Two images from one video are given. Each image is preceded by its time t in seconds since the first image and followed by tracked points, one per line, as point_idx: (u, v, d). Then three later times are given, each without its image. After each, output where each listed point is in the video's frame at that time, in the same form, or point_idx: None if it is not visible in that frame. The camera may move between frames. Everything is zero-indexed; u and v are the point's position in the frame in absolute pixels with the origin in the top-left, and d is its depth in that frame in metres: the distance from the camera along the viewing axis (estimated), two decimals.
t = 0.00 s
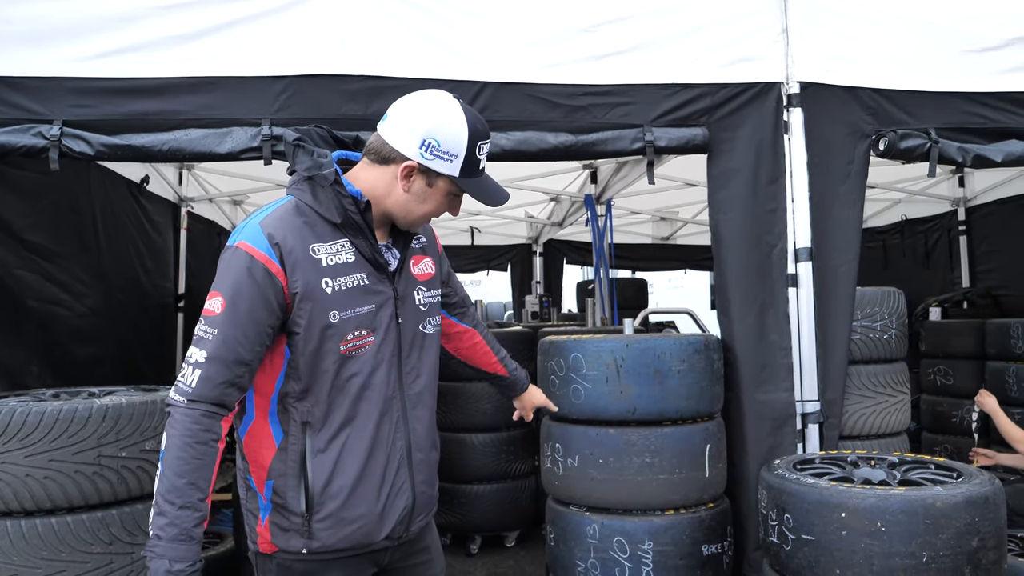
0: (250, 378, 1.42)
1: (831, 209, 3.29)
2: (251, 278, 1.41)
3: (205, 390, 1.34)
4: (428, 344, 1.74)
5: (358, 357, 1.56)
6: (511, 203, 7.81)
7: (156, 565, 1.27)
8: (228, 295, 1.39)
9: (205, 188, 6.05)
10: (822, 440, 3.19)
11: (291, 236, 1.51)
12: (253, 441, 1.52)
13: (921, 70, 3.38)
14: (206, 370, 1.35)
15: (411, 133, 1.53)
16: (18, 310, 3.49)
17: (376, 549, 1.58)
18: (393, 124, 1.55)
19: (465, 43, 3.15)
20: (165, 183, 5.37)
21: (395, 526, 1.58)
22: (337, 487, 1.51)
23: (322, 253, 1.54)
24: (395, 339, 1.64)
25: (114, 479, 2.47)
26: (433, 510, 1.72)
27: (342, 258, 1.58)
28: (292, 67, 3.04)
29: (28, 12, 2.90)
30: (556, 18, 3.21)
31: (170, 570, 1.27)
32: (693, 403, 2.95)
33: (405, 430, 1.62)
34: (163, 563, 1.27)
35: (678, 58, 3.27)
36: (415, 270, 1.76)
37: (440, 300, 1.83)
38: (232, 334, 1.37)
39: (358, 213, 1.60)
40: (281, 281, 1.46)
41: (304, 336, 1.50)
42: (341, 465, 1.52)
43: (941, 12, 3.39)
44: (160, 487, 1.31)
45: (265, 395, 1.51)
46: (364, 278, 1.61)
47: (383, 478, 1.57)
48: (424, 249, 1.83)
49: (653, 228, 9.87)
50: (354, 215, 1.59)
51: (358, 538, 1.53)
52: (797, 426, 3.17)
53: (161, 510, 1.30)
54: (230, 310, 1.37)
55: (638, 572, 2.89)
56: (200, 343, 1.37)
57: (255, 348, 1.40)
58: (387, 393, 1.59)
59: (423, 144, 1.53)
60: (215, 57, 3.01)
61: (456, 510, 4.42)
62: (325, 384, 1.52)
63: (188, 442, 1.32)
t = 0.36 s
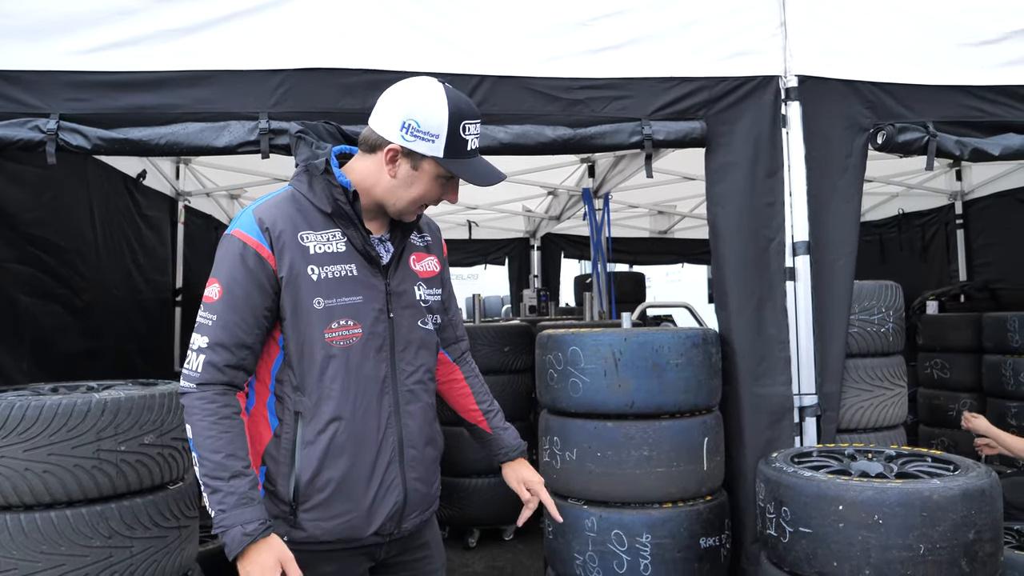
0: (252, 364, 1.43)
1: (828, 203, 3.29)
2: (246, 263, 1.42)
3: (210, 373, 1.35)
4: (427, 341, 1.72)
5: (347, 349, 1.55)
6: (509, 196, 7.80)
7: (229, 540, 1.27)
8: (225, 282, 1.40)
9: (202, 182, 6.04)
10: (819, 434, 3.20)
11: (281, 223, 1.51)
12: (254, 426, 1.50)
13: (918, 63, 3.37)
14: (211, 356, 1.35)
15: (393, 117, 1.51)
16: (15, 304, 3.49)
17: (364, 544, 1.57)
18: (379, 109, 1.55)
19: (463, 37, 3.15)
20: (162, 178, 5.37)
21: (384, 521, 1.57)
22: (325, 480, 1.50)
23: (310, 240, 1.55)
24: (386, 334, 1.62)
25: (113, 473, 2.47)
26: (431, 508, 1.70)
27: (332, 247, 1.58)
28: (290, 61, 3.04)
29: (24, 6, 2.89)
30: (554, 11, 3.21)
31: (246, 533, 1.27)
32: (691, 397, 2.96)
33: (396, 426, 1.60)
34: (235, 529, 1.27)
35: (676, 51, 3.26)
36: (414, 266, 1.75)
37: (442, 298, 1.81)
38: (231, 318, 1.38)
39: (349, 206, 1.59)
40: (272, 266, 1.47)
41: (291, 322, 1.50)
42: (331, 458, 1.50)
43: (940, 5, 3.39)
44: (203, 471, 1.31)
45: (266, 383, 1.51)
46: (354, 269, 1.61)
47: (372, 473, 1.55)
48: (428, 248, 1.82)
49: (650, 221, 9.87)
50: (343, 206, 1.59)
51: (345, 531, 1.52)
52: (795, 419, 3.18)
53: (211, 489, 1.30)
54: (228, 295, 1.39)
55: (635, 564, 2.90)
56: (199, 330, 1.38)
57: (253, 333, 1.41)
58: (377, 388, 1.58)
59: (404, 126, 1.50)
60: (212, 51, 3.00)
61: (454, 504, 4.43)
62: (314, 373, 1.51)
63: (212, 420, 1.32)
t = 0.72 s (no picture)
0: (242, 375, 1.43)
1: (826, 203, 3.30)
2: (230, 274, 1.42)
3: (202, 380, 1.34)
4: (424, 333, 1.72)
5: (345, 346, 1.55)
6: (508, 197, 7.81)
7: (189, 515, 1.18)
8: (211, 293, 1.40)
9: (201, 183, 6.04)
10: (818, 434, 3.21)
11: (267, 230, 1.51)
12: (255, 436, 1.53)
13: (915, 64, 3.38)
14: (197, 366, 1.35)
15: (365, 107, 1.51)
16: (14, 306, 3.50)
17: (379, 541, 1.57)
18: (351, 102, 1.55)
19: (462, 38, 3.15)
20: (161, 179, 5.38)
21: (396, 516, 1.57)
22: (332, 479, 1.51)
23: (299, 243, 1.55)
24: (383, 328, 1.62)
25: (113, 474, 2.48)
26: (442, 502, 1.71)
27: (322, 248, 1.58)
28: (289, 63, 3.04)
29: (23, 8, 2.89)
30: (552, 13, 3.21)
31: (208, 501, 1.18)
32: (690, 397, 2.96)
33: (399, 420, 1.60)
34: (195, 498, 1.19)
35: (674, 52, 3.27)
36: (406, 260, 1.76)
37: (436, 290, 1.81)
38: (217, 327, 1.37)
39: (336, 204, 1.60)
40: (258, 275, 1.46)
41: (287, 326, 1.50)
42: (336, 459, 1.51)
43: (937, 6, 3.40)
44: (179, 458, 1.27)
45: (264, 392, 1.52)
46: (347, 267, 1.61)
47: (379, 469, 1.56)
48: (417, 240, 1.82)
49: (649, 221, 9.88)
50: (330, 206, 1.59)
51: (357, 529, 1.52)
52: (794, 419, 3.19)
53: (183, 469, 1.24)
54: (214, 305, 1.39)
55: (635, 565, 2.91)
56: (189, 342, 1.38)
57: (240, 343, 1.40)
58: (376, 383, 1.58)
59: (377, 115, 1.50)
60: (210, 53, 3.00)
61: (455, 505, 4.43)
62: (316, 375, 1.51)
63: (196, 408, 1.31)
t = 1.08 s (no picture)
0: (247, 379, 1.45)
1: (826, 204, 3.30)
2: (228, 278, 1.42)
3: (210, 389, 1.37)
4: (419, 331, 1.73)
5: (343, 345, 1.56)
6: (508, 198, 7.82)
7: (266, 526, 1.27)
8: (209, 298, 1.40)
9: (201, 184, 6.04)
10: (817, 434, 3.21)
11: (262, 233, 1.51)
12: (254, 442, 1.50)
13: (914, 65, 3.39)
14: (203, 373, 1.37)
15: (338, 99, 1.52)
16: (14, 306, 3.50)
17: (385, 540, 1.57)
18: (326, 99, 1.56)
19: (462, 39, 3.16)
20: (161, 179, 5.39)
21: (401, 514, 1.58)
22: (338, 478, 1.51)
23: (294, 244, 1.55)
24: (381, 326, 1.63)
25: (114, 475, 2.48)
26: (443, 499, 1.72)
27: (317, 248, 1.58)
28: (289, 64, 3.05)
29: (25, 9, 2.89)
30: (551, 14, 3.22)
31: (278, 510, 1.28)
32: (690, 398, 2.97)
33: (399, 418, 1.61)
34: (267, 508, 1.27)
35: (674, 54, 3.28)
36: (398, 258, 1.77)
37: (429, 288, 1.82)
38: (219, 332, 1.38)
39: (330, 205, 1.59)
40: (257, 278, 1.47)
41: (285, 328, 1.50)
42: (340, 458, 1.51)
43: (936, 7, 3.40)
44: (220, 472, 1.31)
45: (263, 396, 1.51)
46: (343, 266, 1.61)
47: (382, 468, 1.56)
48: (407, 239, 1.84)
49: (649, 222, 9.88)
50: (323, 207, 1.58)
51: (363, 528, 1.52)
52: (793, 420, 3.19)
53: (235, 483, 1.30)
54: (214, 310, 1.39)
55: (635, 566, 2.91)
56: (190, 348, 1.39)
57: (245, 347, 1.42)
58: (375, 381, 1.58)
59: (351, 104, 1.51)
60: (211, 54, 3.01)
61: (455, 505, 4.43)
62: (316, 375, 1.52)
63: (219, 418, 1.35)
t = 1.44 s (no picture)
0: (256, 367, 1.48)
1: (822, 207, 3.32)
2: (230, 271, 1.45)
3: (227, 375, 1.39)
4: (410, 332, 1.69)
5: (328, 345, 1.53)
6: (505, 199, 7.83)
7: (358, 438, 1.44)
8: (214, 291, 1.43)
9: (199, 184, 6.04)
10: (814, 436, 3.23)
11: (251, 229, 1.51)
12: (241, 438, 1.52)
13: (911, 68, 3.40)
14: (219, 364, 1.39)
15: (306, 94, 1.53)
16: (11, 305, 3.50)
17: (369, 543, 1.55)
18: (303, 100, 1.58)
19: (461, 41, 3.16)
20: (159, 179, 5.38)
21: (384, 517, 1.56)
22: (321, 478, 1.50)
23: (282, 243, 1.54)
24: (369, 327, 1.59)
25: (111, 475, 2.48)
26: (430, 503, 1.70)
27: (305, 247, 1.57)
28: (288, 65, 3.05)
29: (23, 9, 2.89)
30: (549, 16, 3.22)
31: (357, 419, 1.45)
32: (687, 399, 2.98)
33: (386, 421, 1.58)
34: (349, 423, 1.44)
35: (672, 56, 3.29)
36: (390, 259, 1.73)
37: (422, 289, 1.78)
38: (227, 322, 1.41)
39: (316, 202, 1.57)
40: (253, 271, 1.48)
41: (270, 326, 1.49)
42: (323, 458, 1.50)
43: (932, 11, 3.42)
44: (286, 428, 1.39)
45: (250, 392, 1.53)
46: (331, 266, 1.59)
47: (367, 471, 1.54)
48: (400, 239, 1.80)
49: (646, 224, 9.90)
50: (310, 205, 1.57)
51: (345, 530, 1.50)
52: (790, 421, 3.20)
53: (305, 426, 1.40)
54: (222, 302, 1.42)
55: (632, 567, 2.92)
56: (197, 341, 1.40)
57: (255, 335, 1.45)
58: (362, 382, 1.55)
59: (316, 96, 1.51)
60: (209, 55, 3.01)
61: (451, 506, 4.44)
62: (300, 374, 1.51)
63: (251, 389, 1.40)
